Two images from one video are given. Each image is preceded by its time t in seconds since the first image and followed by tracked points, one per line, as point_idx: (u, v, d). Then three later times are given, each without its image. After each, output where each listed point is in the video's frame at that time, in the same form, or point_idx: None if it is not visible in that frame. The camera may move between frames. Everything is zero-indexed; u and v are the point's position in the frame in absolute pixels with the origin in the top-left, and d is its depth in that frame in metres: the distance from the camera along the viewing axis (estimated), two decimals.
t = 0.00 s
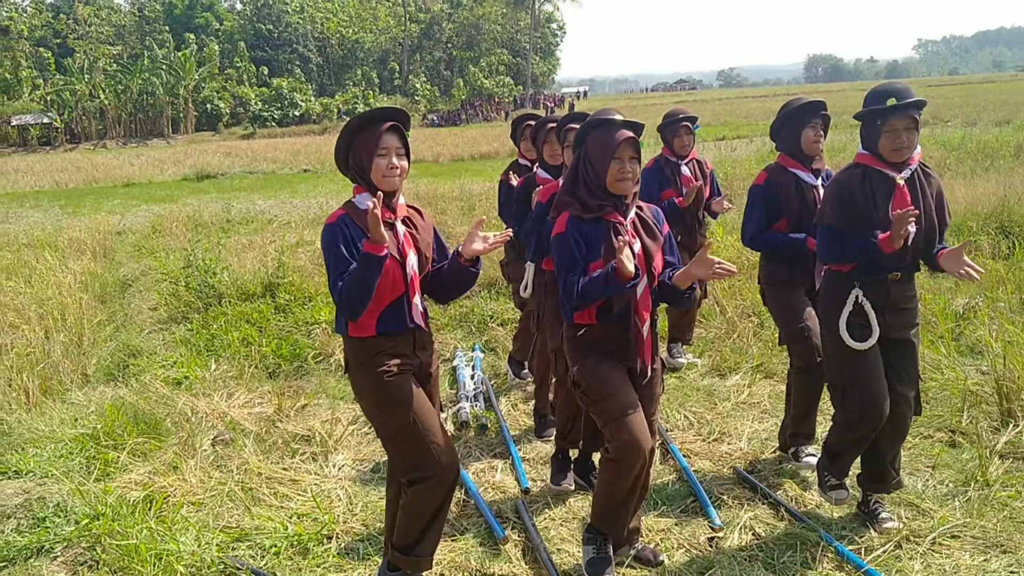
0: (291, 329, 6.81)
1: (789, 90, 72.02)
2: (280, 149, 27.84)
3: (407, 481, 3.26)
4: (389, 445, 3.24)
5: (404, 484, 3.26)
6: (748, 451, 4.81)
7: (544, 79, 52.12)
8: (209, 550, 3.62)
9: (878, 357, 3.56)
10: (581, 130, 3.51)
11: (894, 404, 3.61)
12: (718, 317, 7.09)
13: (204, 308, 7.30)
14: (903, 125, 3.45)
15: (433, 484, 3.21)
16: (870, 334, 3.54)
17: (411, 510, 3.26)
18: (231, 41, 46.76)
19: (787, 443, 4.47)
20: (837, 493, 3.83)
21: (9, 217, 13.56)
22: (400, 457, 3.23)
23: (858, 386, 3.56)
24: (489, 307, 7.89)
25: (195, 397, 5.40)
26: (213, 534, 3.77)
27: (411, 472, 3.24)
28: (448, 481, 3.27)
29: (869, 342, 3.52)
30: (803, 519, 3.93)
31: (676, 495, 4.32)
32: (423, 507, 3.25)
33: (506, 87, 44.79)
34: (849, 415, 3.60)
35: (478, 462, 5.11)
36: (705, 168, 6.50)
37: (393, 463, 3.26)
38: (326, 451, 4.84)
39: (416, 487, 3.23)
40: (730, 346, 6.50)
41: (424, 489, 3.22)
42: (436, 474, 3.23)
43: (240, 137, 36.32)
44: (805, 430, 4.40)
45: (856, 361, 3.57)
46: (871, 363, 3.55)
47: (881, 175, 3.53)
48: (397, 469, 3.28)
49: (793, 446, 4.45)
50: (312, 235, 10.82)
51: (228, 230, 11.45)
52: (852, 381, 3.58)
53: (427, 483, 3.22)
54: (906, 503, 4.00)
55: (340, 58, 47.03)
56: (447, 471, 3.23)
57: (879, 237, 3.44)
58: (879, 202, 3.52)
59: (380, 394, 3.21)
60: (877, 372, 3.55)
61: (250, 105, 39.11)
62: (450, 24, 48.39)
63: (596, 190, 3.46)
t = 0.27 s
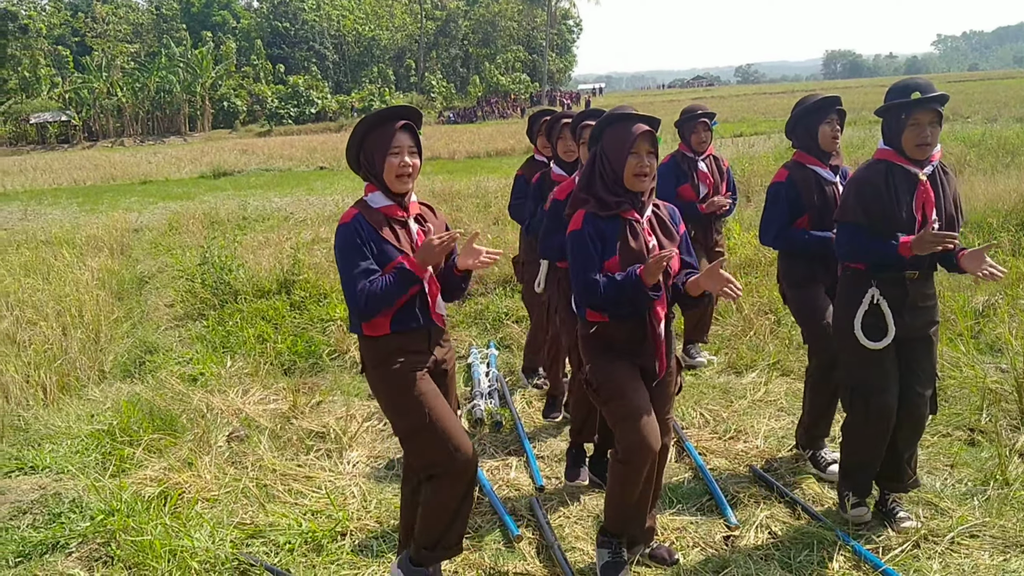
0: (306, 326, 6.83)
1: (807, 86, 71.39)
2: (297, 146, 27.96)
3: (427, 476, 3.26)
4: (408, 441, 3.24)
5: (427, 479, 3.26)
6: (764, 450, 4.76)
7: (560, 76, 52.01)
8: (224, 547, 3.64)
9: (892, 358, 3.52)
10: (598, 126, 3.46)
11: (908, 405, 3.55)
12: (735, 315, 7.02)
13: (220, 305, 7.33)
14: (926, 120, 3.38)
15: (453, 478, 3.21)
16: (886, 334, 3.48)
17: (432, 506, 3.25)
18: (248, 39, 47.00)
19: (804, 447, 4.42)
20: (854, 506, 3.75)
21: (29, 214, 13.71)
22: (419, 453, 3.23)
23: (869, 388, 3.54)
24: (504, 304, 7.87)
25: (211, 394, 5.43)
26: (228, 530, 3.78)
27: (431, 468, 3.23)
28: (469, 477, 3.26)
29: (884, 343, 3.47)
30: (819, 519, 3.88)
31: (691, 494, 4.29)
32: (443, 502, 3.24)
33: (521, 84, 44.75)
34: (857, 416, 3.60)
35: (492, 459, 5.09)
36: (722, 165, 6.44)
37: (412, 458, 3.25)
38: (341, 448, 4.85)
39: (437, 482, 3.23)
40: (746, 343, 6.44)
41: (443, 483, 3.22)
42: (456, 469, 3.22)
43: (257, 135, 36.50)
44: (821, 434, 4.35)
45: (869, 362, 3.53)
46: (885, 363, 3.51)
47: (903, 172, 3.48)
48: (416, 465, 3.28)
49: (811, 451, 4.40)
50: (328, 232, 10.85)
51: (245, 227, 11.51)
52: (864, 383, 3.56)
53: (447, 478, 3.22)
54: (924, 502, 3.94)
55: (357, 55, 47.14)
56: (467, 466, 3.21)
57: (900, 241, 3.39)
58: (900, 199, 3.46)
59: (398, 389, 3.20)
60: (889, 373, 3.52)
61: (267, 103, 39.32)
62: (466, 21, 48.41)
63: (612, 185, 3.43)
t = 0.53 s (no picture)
0: (321, 325, 6.87)
1: (823, 85, 70.85)
2: (312, 146, 28.11)
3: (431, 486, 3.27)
4: (416, 447, 3.26)
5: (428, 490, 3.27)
6: (778, 450, 4.73)
7: (575, 76, 51.98)
8: (238, 543, 3.66)
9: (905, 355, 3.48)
10: (614, 124, 3.45)
11: (923, 402, 3.51)
12: (749, 314, 6.98)
13: (235, 303, 7.38)
14: (942, 119, 3.37)
15: (455, 492, 3.22)
16: (899, 331, 3.48)
17: (431, 517, 3.26)
18: (264, 40, 47.29)
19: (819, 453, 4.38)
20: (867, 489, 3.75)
21: (47, 213, 13.86)
22: (425, 460, 3.25)
23: (886, 387, 3.49)
24: (517, 303, 7.87)
25: (226, 392, 5.47)
26: (243, 527, 3.81)
27: (435, 478, 3.25)
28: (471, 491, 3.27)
29: (897, 340, 3.46)
30: (833, 519, 3.85)
31: (704, 493, 4.27)
32: (443, 514, 3.25)
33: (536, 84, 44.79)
34: (875, 416, 3.55)
35: (505, 458, 5.09)
36: (737, 164, 6.41)
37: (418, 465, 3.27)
38: (354, 446, 4.87)
39: (438, 493, 3.24)
40: (760, 343, 6.40)
41: (444, 496, 3.23)
42: (460, 483, 3.23)
43: (273, 135, 36.73)
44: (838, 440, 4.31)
45: (883, 360, 3.49)
46: (899, 361, 3.47)
47: (917, 171, 3.45)
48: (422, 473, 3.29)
49: (826, 457, 4.36)
50: (342, 232, 10.89)
51: (260, 227, 11.58)
52: (880, 381, 3.51)
53: (449, 489, 3.23)
54: (938, 502, 3.90)
55: (372, 55, 47.31)
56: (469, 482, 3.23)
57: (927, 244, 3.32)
58: (915, 197, 3.43)
59: (408, 395, 3.22)
60: (904, 371, 3.47)
61: (283, 103, 39.56)
62: (481, 21, 48.49)
63: (627, 183, 3.41)
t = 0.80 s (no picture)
0: (332, 326, 6.89)
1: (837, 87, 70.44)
2: (324, 148, 28.23)
3: (446, 477, 3.27)
4: (428, 441, 3.25)
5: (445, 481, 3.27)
6: (789, 452, 4.70)
7: (587, 78, 51.98)
8: (248, 543, 3.68)
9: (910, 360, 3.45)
10: (624, 124, 3.42)
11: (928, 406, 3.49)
12: (760, 317, 6.94)
13: (247, 304, 7.42)
14: (952, 123, 3.34)
15: (473, 479, 3.21)
16: (905, 337, 3.43)
17: (450, 507, 3.27)
18: (277, 42, 47.53)
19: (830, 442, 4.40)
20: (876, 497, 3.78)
21: (62, 214, 13.98)
22: (438, 453, 3.23)
23: (890, 390, 3.48)
24: (528, 305, 7.87)
25: (238, 393, 5.50)
26: (253, 527, 3.83)
27: (449, 470, 3.24)
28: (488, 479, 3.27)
29: (903, 345, 3.42)
30: (843, 522, 3.83)
31: (714, 496, 4.24)
32: (462, 504, 3.25)
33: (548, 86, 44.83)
34: (880, 418, 3.55)
35: (515, 459, 5.08)
36: (748, 166, 6.37)
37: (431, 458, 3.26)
38: (365, 447, 4.88)
39: (456, 483, 3.24)
40: (771, 346, 6.36)
41: (462, 484, 3.22)
42: (475, 471, 3.22)
43: (285, 137, 36.91)
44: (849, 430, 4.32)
45: (887, 364, 3.47)
46: (904, 365, 3.44)
47: (926, 174, 3.42)
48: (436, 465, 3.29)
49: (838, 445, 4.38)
50: (354, 233, 10.92)
51: (272, 228, 11.63)
52: (885, 384, 3.50)
53: (464, 480, 3.22)
54: (949, 506, 3.87)
55: (384, 57, 47.47)
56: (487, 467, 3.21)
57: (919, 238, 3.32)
58: (923, 201, 3.40)
59: (418, 390, 3.20)
60: (909, 375, 3.45)
61: (296, 105, 39.77)
62: (493, 23, 48.58)
63: (636, 184, 3.40)
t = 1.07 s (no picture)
0: (340, 328, 6.91)
1: (846, 89, 70.16)
2: (333, 151, 28.33)
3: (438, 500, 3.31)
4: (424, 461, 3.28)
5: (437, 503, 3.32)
6: (796, 456, 4.67)
7: (596, 81, 52.03)
8: (256, 544, 3.69)
9: (919, 360, 3.42)
10: (630, 129, 3.43)
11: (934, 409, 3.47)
12: (768, 320, 6.92)
13: (256, 306, 7.45)
14: (952, 125, 3.32)
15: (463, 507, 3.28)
16: (908, 338, 3.42)
17: (440, 532, 3.31)
18: (286, 45, 47.75)
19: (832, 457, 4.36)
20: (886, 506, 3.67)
21: (73, 217, 14.06)
22: (434, 475, 3.27)
23: (898, 392, 3.45)
24: (536, 308, 7.87)
25: (246, 395, 5.52)
26: (261, 528, 3.84)
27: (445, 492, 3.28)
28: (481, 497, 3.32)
29: (906, 347, 3.41)
30: (850, 525, 3.81)
31: (721, 499, 4.22)
32: (453, 529, 3.30)
33: (557, 90, 44.88)
34: (890, 420, 3.51)
35: (522, 462, 5.08)
36: (756, 169, 6.36)
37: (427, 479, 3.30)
38: (372, 449, 4.89)
39: (450, 506, 3.29)
40: (779, 349, 6.34)
41: (455, 509, 3.28)
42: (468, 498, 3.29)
43: (294, 139, 37.04)
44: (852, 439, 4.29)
45: (895, 366, 3.44)
46: (913, 365, 3.41)
47: (925, 177, 3.40)
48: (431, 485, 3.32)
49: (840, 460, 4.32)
50: (362, 236, 10.95)
51: (281, 231, 11.67)
52: (893, 388, 3.46)
53: (457, 505, 3.28)
54: (957, 510, 3.85)
55: (393, 60, 47.61)
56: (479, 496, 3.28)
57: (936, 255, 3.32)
58: (924, 204, 3.38)
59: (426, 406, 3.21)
60: (919, 376, 3.41)
61: (305, 108, 39.97)
62: (502, 26, 48.70)
63: (643, 188, 3.40)
